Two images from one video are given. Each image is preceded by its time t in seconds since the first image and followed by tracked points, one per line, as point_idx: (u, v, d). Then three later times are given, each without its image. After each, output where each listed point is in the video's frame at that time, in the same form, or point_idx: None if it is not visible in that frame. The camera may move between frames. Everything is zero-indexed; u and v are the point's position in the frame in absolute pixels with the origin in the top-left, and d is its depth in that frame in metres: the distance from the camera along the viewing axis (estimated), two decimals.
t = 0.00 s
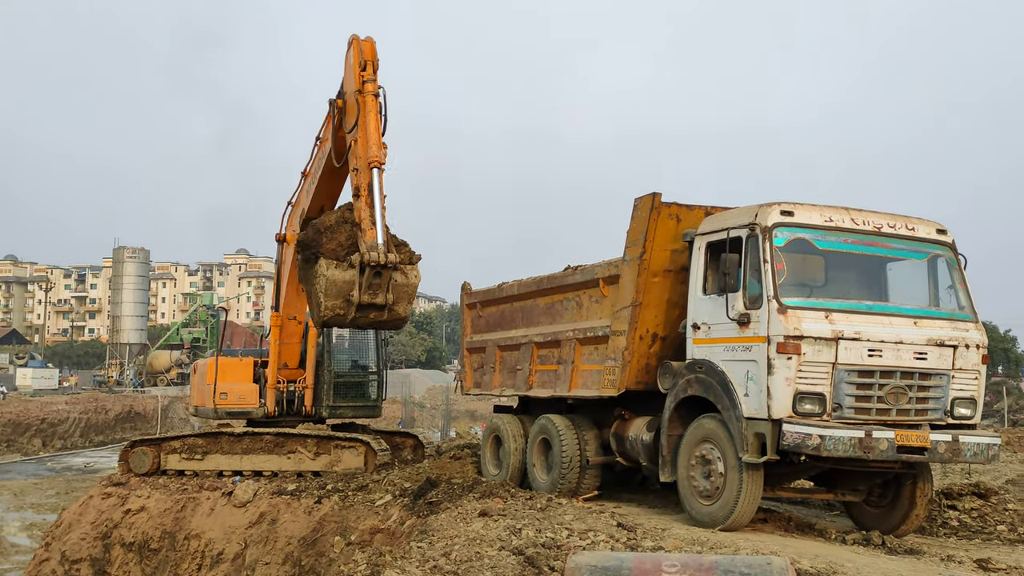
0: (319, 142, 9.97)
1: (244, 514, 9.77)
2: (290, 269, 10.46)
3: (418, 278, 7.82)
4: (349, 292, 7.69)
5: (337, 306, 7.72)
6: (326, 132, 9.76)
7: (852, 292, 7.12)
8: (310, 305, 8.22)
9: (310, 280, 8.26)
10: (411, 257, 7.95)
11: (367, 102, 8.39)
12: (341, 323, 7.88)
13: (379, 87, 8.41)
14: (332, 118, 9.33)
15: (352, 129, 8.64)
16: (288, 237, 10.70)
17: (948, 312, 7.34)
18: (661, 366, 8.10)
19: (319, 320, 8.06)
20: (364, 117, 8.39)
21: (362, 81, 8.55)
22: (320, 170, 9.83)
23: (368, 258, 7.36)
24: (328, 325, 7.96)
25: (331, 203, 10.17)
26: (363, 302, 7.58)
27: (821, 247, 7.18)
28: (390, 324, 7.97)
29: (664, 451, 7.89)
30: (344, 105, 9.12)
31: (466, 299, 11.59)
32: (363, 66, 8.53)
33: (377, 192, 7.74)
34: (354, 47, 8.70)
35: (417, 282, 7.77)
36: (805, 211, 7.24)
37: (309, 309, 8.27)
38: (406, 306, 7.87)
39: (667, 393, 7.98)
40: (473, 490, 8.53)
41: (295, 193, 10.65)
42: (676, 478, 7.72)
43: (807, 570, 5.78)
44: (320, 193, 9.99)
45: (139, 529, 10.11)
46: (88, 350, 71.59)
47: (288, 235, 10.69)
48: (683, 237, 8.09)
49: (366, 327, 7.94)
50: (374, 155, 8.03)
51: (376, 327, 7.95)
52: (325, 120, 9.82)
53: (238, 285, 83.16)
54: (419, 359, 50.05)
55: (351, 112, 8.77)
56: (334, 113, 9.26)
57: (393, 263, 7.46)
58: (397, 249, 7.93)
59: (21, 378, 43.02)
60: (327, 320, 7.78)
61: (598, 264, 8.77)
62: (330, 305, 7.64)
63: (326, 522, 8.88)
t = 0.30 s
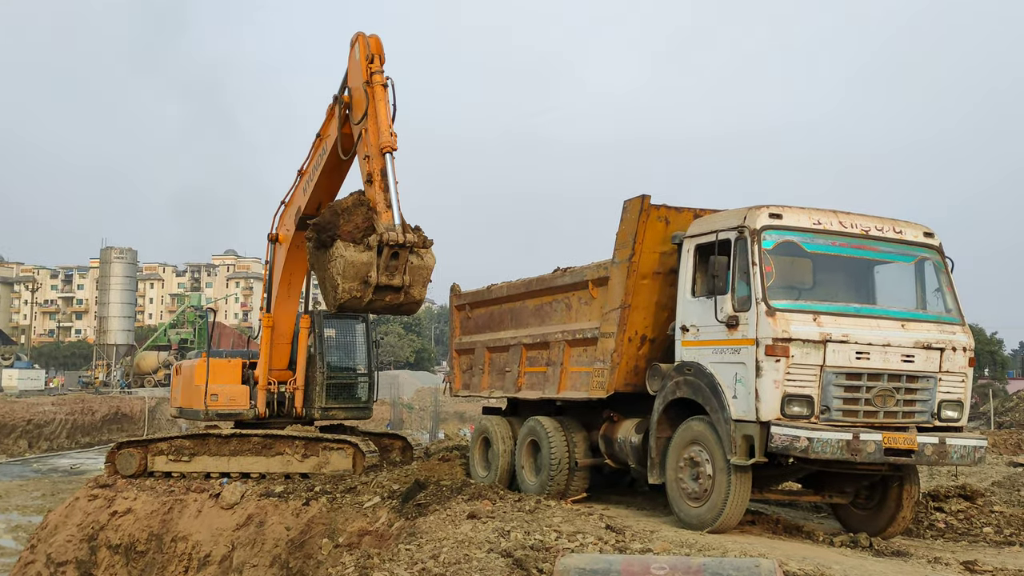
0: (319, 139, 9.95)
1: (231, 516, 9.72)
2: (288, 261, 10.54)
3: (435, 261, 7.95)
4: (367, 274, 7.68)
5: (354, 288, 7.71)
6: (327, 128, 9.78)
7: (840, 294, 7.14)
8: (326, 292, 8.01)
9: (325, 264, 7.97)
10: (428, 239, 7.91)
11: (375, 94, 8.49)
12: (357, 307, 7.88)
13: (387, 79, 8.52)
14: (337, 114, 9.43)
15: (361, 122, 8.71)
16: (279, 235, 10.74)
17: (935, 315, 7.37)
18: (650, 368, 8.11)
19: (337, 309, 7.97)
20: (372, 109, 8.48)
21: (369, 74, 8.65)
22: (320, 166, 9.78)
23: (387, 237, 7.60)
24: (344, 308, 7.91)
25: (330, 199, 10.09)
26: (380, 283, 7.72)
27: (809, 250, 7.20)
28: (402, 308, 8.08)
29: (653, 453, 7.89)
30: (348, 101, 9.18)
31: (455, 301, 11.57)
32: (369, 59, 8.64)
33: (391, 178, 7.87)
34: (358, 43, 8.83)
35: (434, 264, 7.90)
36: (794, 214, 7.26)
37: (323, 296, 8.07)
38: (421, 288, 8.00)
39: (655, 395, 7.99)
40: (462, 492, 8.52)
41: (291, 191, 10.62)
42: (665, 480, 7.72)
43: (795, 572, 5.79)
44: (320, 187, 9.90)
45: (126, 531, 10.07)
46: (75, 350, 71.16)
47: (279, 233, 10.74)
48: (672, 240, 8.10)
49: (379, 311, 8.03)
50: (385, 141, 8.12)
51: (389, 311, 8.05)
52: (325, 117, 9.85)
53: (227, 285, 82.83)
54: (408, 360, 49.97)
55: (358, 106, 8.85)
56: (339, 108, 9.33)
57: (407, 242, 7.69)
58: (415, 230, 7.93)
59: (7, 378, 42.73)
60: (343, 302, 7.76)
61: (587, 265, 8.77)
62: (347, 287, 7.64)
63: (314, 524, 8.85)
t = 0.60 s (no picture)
0: (319, 136, 9.96)
1: (225, 517, 9.70)
2: (287, 258, 10.55)
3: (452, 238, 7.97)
4: (387, 249, 7.74)
5: (374, 265, 7.75)
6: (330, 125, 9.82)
7: (835, 296, 7.15)
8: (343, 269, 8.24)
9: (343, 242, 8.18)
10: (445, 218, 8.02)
11: (384, 82, 8.63)
12: (377, 284, 7.90)
13: (394, 68, 8.70)
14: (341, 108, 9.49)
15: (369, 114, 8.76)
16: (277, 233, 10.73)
17: (930, 316, 7.39)
18: (645, 369, 8.11)
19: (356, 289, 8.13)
20: (381, 97, 8.59)
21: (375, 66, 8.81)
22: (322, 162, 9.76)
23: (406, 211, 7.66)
24: (364, 288, 7.95)
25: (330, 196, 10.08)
26: (399, 258, 7.74)
27: (804, 251, 7.20)
28: (420, 287, 8.03)
29: (648, 454, 7.89)
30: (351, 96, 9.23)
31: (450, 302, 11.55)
32: (375, 51, 8.82)
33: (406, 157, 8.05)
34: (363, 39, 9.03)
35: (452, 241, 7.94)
36: (789, 215, 7.27)
37: (341, 274, 8.30)
38: (440, 267, 8.00)
39: (650, 396, 7.98)
40: (457, 493, 8.51)
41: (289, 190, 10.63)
42: (660, 481, 7.72)
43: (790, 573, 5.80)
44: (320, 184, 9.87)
45: (120, 533, 10.03)
46: (68, 351, 70.91)
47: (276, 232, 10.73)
48: (667, 241, 8.09)
49: (398, 291, 8.02)
50: (398, 122, 8.23)
51: (408, 290, 8.02)
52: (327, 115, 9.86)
53: (220, 286, 82.63)
54: (403, 360, 49.91)
55: (365, 99, 8.93)
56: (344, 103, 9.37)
57: (426, 215, 7.76)
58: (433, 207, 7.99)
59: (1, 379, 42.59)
60: (364, 279, 7.81)
61: (582, 266, 8.77)
62: (367, 263, 7.69)
63: (309, 525, 8.83)
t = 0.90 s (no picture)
0: (323, 137, 9.97)
1: (222, 517, 9.69)
2: (288, 259, 10.59)
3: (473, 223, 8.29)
4: (412, 232, 7.91)
5: (399, 249, 7.92)
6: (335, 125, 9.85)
7: (832, 297, 7.15)
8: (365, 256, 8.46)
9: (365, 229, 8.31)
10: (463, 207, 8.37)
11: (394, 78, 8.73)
12: (402, 269, 8.05)
13: (405, 65, 8.79)
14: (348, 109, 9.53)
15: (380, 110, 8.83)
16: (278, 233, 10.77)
17: (926, 316, 7.40)
18: (642, 369, 8.12)
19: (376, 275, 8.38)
20: (393, 92, 8.68)
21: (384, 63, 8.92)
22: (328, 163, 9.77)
23: (431, 193, 7.88)
24: (389, 273, 8.13)
25: (334, 197, 10.13)
26: (425, 241, 7.93)
27: (801, 252, 7.21)
28: (442, 272, 8.26)
29: (645, 454, 7.89)
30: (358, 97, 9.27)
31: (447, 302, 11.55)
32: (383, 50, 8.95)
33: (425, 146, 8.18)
34: (369, 40, 9.15)
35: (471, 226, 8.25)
36: (786, 215, 7.27)
37: (362, 260, 8.59)
38: (460, 252, 8.25)
39: (647, 397, 7.99)
40: (454, 494, 8.50)
41: (290, 191, 10.64)
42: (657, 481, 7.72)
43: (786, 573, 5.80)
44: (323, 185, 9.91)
45: (116, 533, 10.01)
46: (65, 352, 70.78)
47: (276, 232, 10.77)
48: (664, 241, 8.09)
49: (421, 276, 8.21)
50: (413, 113, 8.37)
51: (430, 275, 8.23)
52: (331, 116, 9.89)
53: (217, 286, 82.54)
54: (400, 361, 49.89)
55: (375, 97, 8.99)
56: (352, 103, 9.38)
57: (449, 198, 7.99)
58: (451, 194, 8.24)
59: None
60: (389, 264, 7.95)
61: (579, 267, 8.77)
62: (394, 246, 7.84)
63: (306, 525, 8.83)
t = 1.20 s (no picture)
0: (329, 139, 9.98)
1: (220, 518, 9.67)
2: (291, 260, 10.63)
3: (497, 210, 8.42)
4: (441, 218, 8.03)
5: (428, 235, 8.01)
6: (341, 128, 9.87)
7: (829, 297, 7.15)
8: (388, 248, 8.44)
9: (388, 219, 8.29)
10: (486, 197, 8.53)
11: (407, 77, 8.83)
12: (430, 256, 8.13)
13: (418, 65, 8.91)
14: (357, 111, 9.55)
15: (394, 110, 8.89)
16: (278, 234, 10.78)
17: (924, 317, 7.40)
18: (639, 369, 8.12)
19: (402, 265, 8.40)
20: (406, 91, 8.78)
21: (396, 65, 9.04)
22: (334, 165, 9.77)
23: (458, 178, 8.05)
24: (417, 262, 8.18)
25: (338, 199, 10.14)
26: (453, 226, 8.07)
27: (798, 252, 7.21)
28: (469, 260, 8.37)
29: (642, 455, 7.89)
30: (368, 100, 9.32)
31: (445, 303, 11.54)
32: (393, 52, 9.09)
33: (447, 139, 8.28)
34: (378, 45, 9.23)
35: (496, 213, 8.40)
36: (783, 216, 7.28)
37: (386, 254, 8.55)
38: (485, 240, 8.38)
39: (645, 397, 7.99)
40: (452, 494, 8.50)
41: (291, 192, 10.63)
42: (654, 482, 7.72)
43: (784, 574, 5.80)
44: (328, 188, 9.91)
45: (114, 533, 10.00)
46: (62, 352, 70.66)
47: (276, 232, 10.78)
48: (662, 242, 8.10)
49: (447, 265, 8.30)
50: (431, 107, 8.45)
51: (457, 263, 8.33)
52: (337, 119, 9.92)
53: (215, 286, 82.45)
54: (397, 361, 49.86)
55: (388, 98, 9.07)
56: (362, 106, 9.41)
57: (475, 183, 8.19)
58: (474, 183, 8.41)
59: None
60: (419, 252, 8.02)
61: (577, 267, 8.77)
62: (423, 232, 7.94)
63: (303, 526, 8.83)
